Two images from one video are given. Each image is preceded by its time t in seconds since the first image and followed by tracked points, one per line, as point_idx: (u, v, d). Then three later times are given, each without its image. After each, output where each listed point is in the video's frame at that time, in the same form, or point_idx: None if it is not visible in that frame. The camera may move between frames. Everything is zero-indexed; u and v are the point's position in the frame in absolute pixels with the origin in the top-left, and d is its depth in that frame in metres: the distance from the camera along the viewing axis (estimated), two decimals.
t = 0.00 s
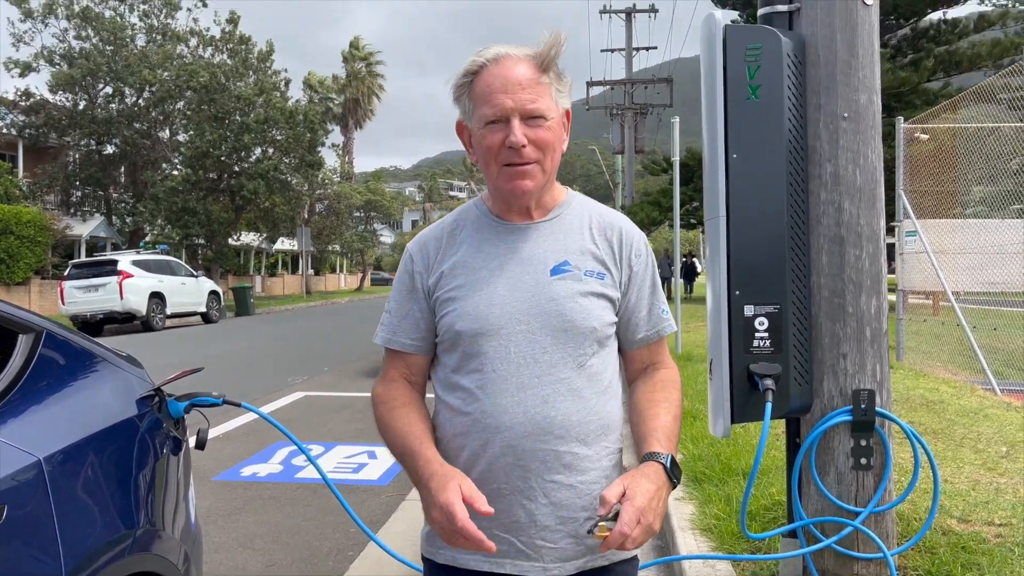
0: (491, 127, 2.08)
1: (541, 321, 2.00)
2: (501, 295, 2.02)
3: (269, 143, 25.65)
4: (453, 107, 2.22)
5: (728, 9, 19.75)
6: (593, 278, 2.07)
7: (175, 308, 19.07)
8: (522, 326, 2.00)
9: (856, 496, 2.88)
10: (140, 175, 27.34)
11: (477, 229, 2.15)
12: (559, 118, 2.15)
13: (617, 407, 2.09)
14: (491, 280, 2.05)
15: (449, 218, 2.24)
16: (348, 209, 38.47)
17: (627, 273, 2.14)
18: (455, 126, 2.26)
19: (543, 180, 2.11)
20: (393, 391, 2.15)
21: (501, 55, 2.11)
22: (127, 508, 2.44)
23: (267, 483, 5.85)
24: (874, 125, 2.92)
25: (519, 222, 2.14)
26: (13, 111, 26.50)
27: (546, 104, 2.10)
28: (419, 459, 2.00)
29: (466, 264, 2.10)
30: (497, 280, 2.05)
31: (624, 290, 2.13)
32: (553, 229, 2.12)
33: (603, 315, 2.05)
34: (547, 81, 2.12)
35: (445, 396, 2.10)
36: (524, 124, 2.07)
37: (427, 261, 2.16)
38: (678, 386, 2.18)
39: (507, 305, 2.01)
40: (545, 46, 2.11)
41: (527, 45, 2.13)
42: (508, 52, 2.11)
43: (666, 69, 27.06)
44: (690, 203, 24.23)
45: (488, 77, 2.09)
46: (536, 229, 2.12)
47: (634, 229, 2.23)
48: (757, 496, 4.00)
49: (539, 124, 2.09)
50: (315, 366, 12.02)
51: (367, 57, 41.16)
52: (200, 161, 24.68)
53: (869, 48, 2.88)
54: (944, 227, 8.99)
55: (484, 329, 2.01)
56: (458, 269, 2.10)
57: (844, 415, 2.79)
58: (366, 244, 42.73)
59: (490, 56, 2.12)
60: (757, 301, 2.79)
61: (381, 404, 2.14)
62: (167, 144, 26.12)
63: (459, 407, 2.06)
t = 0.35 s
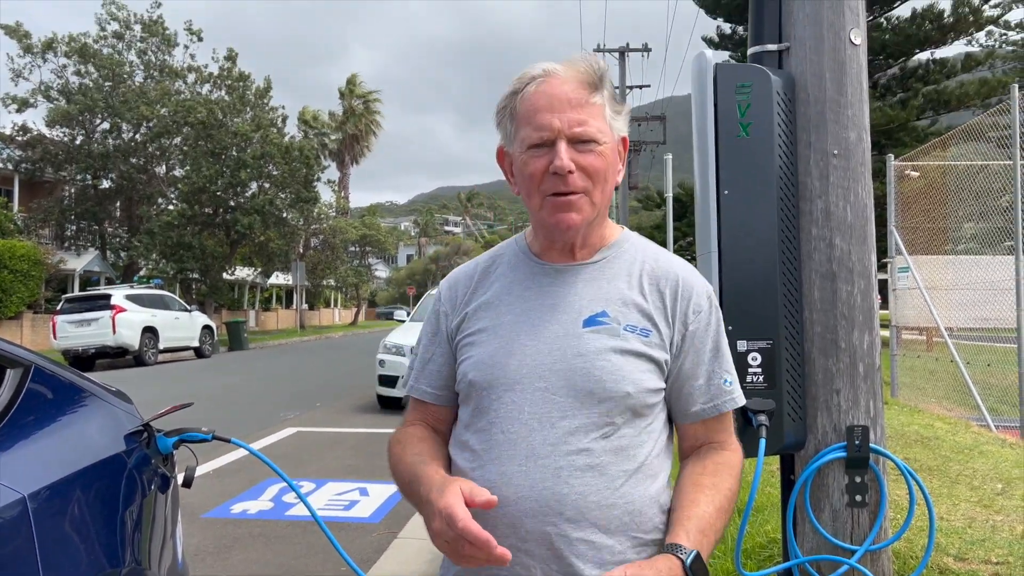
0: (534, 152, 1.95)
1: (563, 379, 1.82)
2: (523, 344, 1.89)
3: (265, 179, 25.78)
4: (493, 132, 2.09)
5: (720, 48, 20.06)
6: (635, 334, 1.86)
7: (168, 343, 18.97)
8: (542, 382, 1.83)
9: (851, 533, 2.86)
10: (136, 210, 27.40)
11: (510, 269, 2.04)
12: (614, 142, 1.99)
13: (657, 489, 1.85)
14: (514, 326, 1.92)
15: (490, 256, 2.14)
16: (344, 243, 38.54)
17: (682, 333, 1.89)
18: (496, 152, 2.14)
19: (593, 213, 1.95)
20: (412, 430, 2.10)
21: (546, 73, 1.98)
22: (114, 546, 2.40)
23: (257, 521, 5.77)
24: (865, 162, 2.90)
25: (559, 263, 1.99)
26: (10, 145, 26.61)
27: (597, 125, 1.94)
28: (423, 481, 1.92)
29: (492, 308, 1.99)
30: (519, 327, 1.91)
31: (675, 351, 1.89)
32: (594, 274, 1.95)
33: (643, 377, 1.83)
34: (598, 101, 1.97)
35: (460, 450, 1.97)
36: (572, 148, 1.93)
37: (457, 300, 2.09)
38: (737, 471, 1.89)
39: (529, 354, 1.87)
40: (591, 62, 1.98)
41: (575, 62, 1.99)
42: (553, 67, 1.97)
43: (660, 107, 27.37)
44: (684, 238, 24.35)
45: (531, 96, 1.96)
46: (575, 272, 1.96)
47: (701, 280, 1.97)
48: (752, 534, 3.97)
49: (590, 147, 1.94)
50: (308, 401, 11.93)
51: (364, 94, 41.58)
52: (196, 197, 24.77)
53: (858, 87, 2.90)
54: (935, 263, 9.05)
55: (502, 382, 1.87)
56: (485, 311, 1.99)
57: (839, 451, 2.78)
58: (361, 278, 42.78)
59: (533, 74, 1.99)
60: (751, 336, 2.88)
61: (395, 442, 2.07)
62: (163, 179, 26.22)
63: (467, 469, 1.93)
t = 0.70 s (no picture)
0: (585, 156, 1.76)
1: (603, 422, 1.70)
2: (557, 376, 1.76)
3: (258, 203, 25.79)
4: (540, 119, 1.89)
5: (711, 74, 20.26)
6: (688, 370, 1.74)
7: (159, 368, 18.83)
8: (580, 423, 1.71)
9: (844, 561, 2.85)
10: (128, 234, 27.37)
11: (544, 284, 1.90)
12: (677, 151, 1.81)
13: (703, 546, 1.73)
14: (543, 356, 1.80)
15: (526, 262, 2.00)
16: (336, 268, 38.49)
17: (741, 369, 1.77)
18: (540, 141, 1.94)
19: (647, 232, 1.77)
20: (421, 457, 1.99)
21: (608, 62, 1.77)
22: None
23: (245, 550, 5.69)
24: (854, 187, 2.89)
25: (600, 280, 1.86)
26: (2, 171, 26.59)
27: (662, 132, 1.76)
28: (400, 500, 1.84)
29: (523, 327, 1.86)
30: (551, 356, 1.79)
31: (733, 388, 1.77)
32: (642, 296, 1.82)
33: (695, 419, 1.71)
34: (663, 103, 1.78)
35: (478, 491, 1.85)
36: (631, 156, 1.74)
37: (482, 313, 1.97)
38: (801, 521, 1.77)
39: (562, 390, 1.74)
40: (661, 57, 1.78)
41: (642, 54, 1.79)
42: (621, 59, 1.77)
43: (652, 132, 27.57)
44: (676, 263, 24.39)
45: (588, 89, 1.76)
46: (620, 292, 1.83)
47: (765, 306, 1.83)
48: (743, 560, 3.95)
49: (650, 157, 1.75)
50: (298, 427, 11.83)
51: (358, 120, 41.77)
52: (188, 222, 24.77)
53: (846, 112, 2.90)
54: (927, 288, 9.09)
55: (534, 421, 1.75)
56: (513, 331, 1.87)
57: (831, 477, 2.69)
58: (354, 303, 42.70)
59: (592, 61, 1.78)
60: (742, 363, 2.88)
61: (403, 468, 1.96)
62: (155, 204, 26.22)
63: (489, 518, 1.80)
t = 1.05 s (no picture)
0: (588, 164, 1.70)
1: (605, 446, 1.63)
2: (552, 398, 1.69)
3: (250, 215, 25.74)
4: (537, 117, 1.82)
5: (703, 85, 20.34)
6: (695, 389, 1.69)
7: (150, 380, 18.73)
8: (580, 448, 1.64)
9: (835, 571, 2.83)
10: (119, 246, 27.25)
11: (536, 295, 1.82)
12: (682, 161, 1.77)
13: (705, 575, 1.70)
14: (537, 374, 1.72)
15: (511, 270, 1.92)
16: (329, 279, 38.42)
17: (746, 387, 1.73)
18: (535, 140, 1.87)
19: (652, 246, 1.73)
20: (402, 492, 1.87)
21: (616, 64, 1.71)
22: None
23: (235, 563, 5.63)
24: (843, 198, 2.89)
25: (593, 291, 1.80)
26: None
27: (670, 142, 1.71)
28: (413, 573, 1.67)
29: (512, 342, 1.78)
30: (546, 375, 1.72)
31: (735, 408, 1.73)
32: (642, 309, 1.76)
33: (700, 442, 1.67)
34: (671, 110, 1.73)
35: (470, 521, 1.77)
36: (637, 167, 1.69)
37: (466, 326, 1.88)
38: (803, 543, 1.75)
39: (558, 413, 1.67)
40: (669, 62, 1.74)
41: (649, 58, 1.75)
42: (628, 62, 1.72)
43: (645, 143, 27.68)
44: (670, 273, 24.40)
45: (594, 92, 1.70)
46: (617, 305, 1.77)
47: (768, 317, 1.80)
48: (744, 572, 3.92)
49: (658, 167, 1.71)
50: (290, 439, 11.75)
51: (351, 131, 41.82)
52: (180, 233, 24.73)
53: (835, 123, 2.91)
54: (919, 298, 9.12)
55: (529, 446, 1.67)
56: (504, 346, 1.79)
57: (823, 489, 2.67)
58: (346, 314, 42.60)
59: (600, 60, 1.72)
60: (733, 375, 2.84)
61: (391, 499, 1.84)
62: (147, 215, 26.15)
63: (482, 552, 1.73)
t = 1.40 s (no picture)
0: (538, 158, 1.69)
1: (553, 449, 1.62)
2: (502, 402, 1.69)
3: (244, 218, 25.68)
4: (484, 111, 1.80)
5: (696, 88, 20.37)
6: (649, 389, 1.65)
7: (143, 384, 18.65)
8: (527, 453, 1.64)
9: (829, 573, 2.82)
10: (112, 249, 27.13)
11: (493, 296, 1.84)
12: (636, 149, 1.75)
13: None
14: (487, 379, 1.73)
15: (475, 272, 1.93)
16: (323, 282, 38.35)
17: (710, 386, 1.66)
18: (484, 133, 1.86)
19: (608, 240, 1.73)
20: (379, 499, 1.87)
21: (559, 54, 1.69)
22: None
23: (226, 568, 5.59)
24: (835, 199, 2.89)
25: (550, 288, 1.80)
26: None
27: (620, 132, 1.70)
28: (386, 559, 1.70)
29: (467, 343, 1.80)
30: (497, 379, 1.72)
31: (699, 408, 1.67)
32: (596, 306, 1.74)
33: (656, 445, 1.62)
34: (619, 97, 1.70)
35: (427, 526, 1.79)
36: (587, 159, 1.68)
37: (429, 330, 1.90)
38: (778, 551, 1.66)
39: (506, 416, 1.67)
40: (616, 50, 1.71)
41: (596, 45, 1.71)
42: (571, 50, 1.69)
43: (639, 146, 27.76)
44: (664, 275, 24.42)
45: (538, 85, 1.68)
46: (572, 302, 1.75)
47: (738, 312, 1.72)
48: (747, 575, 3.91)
49: (608, 159, 1.70)
50: (283, 443, 11.70)
51: (344, 134, 41.78)
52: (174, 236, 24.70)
53: (826, 124, 2.91)
54: (912, 300, 9.15)
55: (477, 452, 1.68)
56: (459, 350, 1.80)
57: (815, 490, 2.71)
58: (340, 317, 42.54)
59: (543, 52, 1.69)
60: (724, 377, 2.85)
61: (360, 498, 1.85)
62: (140, 219, 26.06)
63: (436, 560, 1.75)
